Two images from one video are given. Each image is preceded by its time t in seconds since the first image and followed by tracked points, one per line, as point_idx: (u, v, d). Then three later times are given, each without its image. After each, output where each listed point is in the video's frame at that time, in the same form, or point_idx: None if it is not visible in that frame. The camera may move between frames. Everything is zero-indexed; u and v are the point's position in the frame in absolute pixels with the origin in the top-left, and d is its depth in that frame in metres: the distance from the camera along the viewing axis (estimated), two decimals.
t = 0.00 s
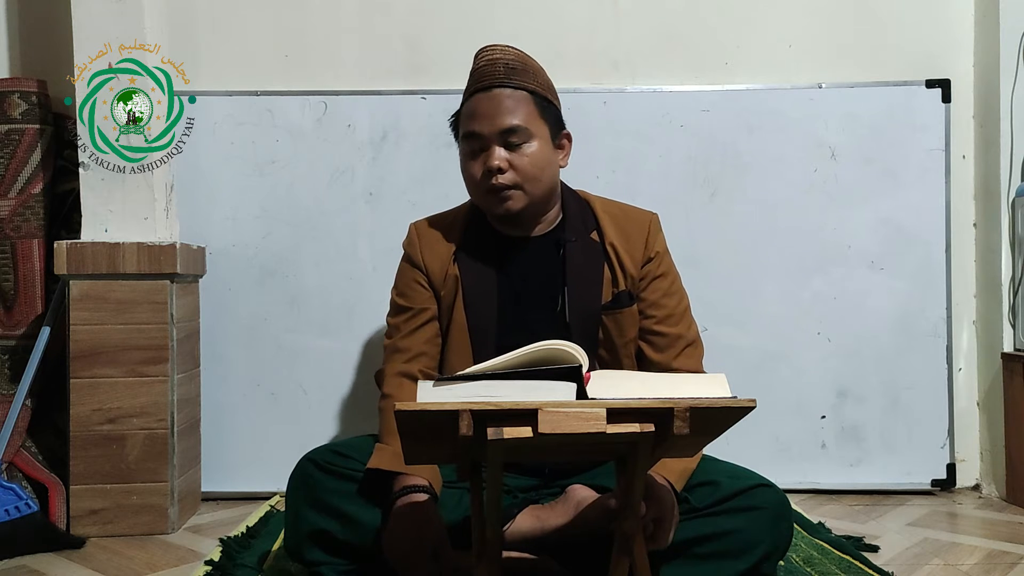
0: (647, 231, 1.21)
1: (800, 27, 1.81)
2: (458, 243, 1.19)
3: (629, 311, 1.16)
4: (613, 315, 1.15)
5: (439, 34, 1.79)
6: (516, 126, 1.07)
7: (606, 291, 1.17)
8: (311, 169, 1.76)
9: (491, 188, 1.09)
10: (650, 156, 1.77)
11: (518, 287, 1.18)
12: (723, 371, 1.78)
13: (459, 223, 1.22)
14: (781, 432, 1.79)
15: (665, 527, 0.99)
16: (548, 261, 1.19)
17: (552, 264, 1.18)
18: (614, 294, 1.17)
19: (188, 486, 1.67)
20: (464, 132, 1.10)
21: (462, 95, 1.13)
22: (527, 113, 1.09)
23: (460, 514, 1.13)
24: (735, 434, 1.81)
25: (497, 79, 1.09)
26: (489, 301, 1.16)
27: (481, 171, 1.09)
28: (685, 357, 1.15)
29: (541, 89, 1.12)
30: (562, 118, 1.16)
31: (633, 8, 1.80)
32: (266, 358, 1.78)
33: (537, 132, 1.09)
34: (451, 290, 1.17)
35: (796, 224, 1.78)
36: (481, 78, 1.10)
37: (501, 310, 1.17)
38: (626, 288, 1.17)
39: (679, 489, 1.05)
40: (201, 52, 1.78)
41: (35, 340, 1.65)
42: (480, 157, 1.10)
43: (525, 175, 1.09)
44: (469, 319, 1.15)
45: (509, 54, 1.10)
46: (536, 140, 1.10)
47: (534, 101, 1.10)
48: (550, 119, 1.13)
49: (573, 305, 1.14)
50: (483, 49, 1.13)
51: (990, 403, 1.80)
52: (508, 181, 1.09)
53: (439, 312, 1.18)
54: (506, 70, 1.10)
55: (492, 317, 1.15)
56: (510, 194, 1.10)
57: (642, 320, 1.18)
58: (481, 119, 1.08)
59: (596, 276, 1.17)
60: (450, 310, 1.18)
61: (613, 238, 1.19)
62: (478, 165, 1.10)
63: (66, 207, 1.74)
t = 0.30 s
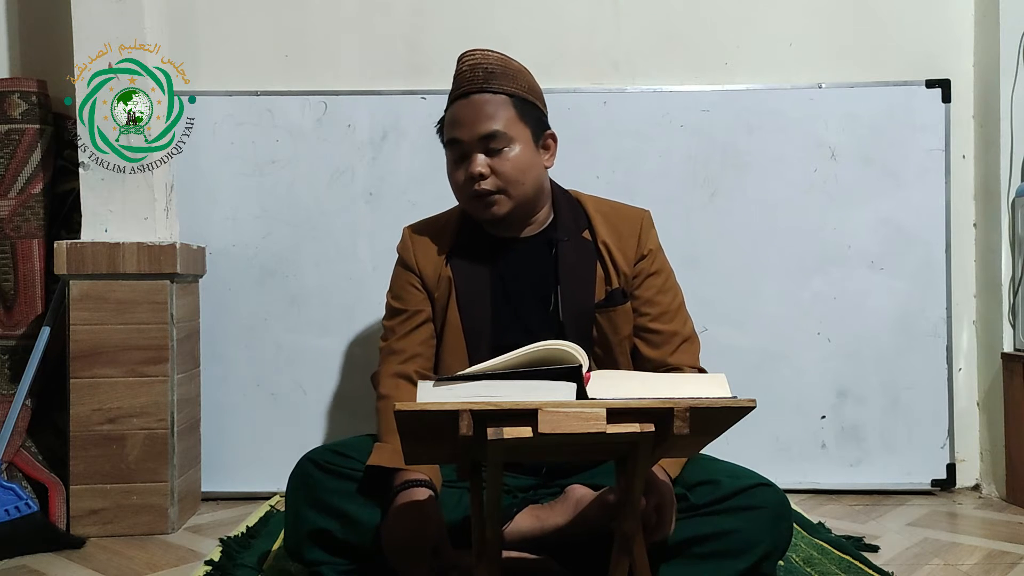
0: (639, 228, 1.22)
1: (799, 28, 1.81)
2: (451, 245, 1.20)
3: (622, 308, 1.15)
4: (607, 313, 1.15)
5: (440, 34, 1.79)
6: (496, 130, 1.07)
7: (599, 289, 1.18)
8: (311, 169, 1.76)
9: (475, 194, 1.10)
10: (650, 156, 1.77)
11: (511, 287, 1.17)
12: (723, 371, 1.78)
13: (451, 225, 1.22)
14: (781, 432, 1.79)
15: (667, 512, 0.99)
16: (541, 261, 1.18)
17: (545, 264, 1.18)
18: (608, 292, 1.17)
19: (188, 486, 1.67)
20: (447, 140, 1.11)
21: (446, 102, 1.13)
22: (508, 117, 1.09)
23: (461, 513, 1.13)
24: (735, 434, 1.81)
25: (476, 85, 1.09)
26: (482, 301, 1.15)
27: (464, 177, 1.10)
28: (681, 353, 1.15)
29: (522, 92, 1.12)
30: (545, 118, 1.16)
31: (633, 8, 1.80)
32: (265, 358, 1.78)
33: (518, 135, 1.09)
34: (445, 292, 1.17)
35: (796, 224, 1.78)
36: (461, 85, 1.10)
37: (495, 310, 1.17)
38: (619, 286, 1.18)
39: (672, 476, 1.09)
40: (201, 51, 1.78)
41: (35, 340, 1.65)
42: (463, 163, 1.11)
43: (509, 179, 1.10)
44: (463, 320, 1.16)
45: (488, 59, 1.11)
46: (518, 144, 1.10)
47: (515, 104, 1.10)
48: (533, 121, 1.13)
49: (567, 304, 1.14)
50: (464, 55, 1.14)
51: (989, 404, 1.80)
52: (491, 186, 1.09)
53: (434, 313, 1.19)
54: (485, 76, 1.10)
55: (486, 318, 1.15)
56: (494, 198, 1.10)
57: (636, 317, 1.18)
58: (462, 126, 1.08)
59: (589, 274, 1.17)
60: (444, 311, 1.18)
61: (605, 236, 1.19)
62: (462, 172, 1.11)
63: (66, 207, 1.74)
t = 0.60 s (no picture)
0: (633, 226, 1.22)
1: (800, 28, 1.81)
2: (444, 246, 1.20)
3: (618, 307, 1.15)
4: (603, 312, 1.15)
5: (440, 34, 1.79)
6: (482, 134, 1.07)
7: (594, 287, 1.18)
8: (310, 169, 1.76)
9: (464, 198, 1.10)
10: (650, 156, 1.77)
11: (507, 288, 1.17)
12: (723, 372, 1.78)
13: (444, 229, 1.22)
14: (781, 432, 1.79)
15: (666, 503, 0.99)
16: (535, 261, 1.18)
17: (539, 264, 1.18)
18: (603, 291, 1.17)
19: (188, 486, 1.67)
20: (434, 145, 1.11)
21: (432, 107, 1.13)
22: (493, 120, 1.09)
23: (461, 513, 1.13)
24: (735, 434, 1.81)
25: (461, 89, 1.09)
26: (477, 302, 1.16)
27: (452, 182, 1.10)
28: (678, 349, 1.15)
29: (507, 94, 1.12)
30: (532, 119, 1.16)
31: (633, 8, 1.80)
32: (265, 358, 1.78)
33: (504, 138, 1.09)
34: (440, 293, 1.18)
35: (796, 225, 1.78)
36: (446, 89, 1.10)
37: (490, 311, 1.16)
38: (615, 284, 1.17)
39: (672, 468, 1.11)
40: (201, 51, 1.78)
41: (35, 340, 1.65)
42: (451, 168, 1.11)
43: (497, 182, 1.10)
44: (459, 321, 1.16)
45: (472, 63, 1.10)
46: (504, 146, 1.10)
47: (500, 107, 1.10)
48: (519, 123, 1.13)
49: (562, 304, 1.14)
50: (449, 58, 1.14)
51: (989, 403, 1.80)
52: (480, 190, 1.09)
53: (430, 315, 1.19)
54: (469, 80, 1.09)
55: (482, 319, 1.15)
56: (483, 202, 1.10)
57: (632, 315, 1.18)
58: (448, 131, 1.08)
59: (584, 274, 1.16)
60: (439, 312, 1.19)
61: (599, 236, 1.19)
62: (450, 176, 1.11)
63: (66, 207, 1.74)
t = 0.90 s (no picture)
0: (636, 226, 1.22)
1: (800, 27, 1.81)
2: (446, 242, 1.20)
3: (620, 306, 1.16)
4: (604, 310, 1.16)
5: (440, 34, 1.79)
6: (493, 127, 1.07)
7: (597, 286, 1.18)
8: (310, 169, 1.76)
9: (472, 191, 1.10)
10: (650, 156, 1.77)
11: (508, 285, 1.17)
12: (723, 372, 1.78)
13: (446, 225, 1.22)
14: (782, 432, 1.79)
15: (667, 507, 0.99)
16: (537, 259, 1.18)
17: (541, 262, 1.18)
18: (605, 289, 1.17)
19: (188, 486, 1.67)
20: (443, 138, 1.11)
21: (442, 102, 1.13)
22: (504, 114, 1.09)
23: (461, 514, 1.13)
24: (735, 434, 1.81)
25: (472, 83, 1.09)
26: (478, 298, 1.15)
27: (460, 175, 1.10)
28: (681, 349, 1.15)
29: (517, 90, 1.12)
30: (541, 117, 1.16)
31: (633, 8, 1.80)
32: (265, 358, 1.78)
33: (514, 132, 1.09)
34: (440, 289, 1.18)
35: (796, 225, 1.78)
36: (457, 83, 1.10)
37: (491, 308, 1.17)
38: (617, 283, 1.17)
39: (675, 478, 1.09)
40: (201, 51, 1.78)
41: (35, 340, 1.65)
42: (459, 161, 1.10)
43: (506, 175, 1.09)
44: (459, 318, 1.16)
45: (483, 58, 1.11)
46: (514, 141, 1.10)
47: (511, 102, 1.10)
48: (529, 119, 1.13)
49: (563, 302, 1.14)
50: (460, 54, 1.14)
51: (989, 403, 1.80)
52: (488, 183, 1.09)
53: (430, 311, 1.19)
54: (480, 74, 1.10)
55: (482, 315, 1.15)
56: (491, 195, 1.10)
57: (635, 315, 1.18)
58: (459, 124, 1.08)
59: (586, 272, 1.16)
60: (440, 308, 1.19)
61: (603, 234, 1.19)
62: (458, 169, 1.10)
63: (66, 207, 1.74)
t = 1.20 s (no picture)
0: (646, 230, 1.21)
1: (800, 28, 1.81)
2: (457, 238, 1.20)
3: (628, 309, 1.16)
4: (612, 312, 1.16)
5: (439, 34, 1.79)
6: (523, 121, 1.08)
7: (606, 288, 1.18)
8: (311, 169, 1.76)
9: (496, 184, 1.09)
10: (649, 156, 1.77)
11: (516, 285, 1.17)
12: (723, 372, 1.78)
13: (456, 222, 1.22)
14: (782, 432, 1.79)
15: (666, 516, 0.99)
16: (547, 259, 1.18)
17: (551, 262, 1.18)
18: (614, 292, 1.17)
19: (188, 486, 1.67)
20: (468, 129, 1.10)
21: (467, 93, 1.13)
22: (533, 109, 1.09)
23: (460, 514, 1.13)
24: (735, 434, 1.81)
25: (502, 77, 1.09)
26: (486, 297, 1.15)
27: (485, 167, 1.09)
28: (687, 356, 1.15)
29: (544, 88, 1.13)
30: (564, 117, 1.17)
31: (633, 7, 1.80)
32: (265, 358, 1.78)
33: (541, 128, 1.10)
34: (449, 286, 1.17)
35: (796, 225, 1.78)
36: (486, 75, 1.10)
37: (498, 307, 1.17)
38: (626, 286, 1.17)
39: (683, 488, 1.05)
40: (201, 51, 1.78)
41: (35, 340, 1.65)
42: (485, 153, 1.10)
43: (531, 170, 1.10)
44: (467, 317, 1.16)
45: (513, 53, 1.11)
46: (540, 137, 1.10)
47: (539, 98, 1.11)
48: (554, 117, 1.14)
49: (572, 303, 1.14)
50: (487, 48, 1.14)
51: (990, 403, 1.80)
52: (513, 177, 1.08)
53: (438, 308, 1.19)
54: (511, 68, 1.10)
55: (489, 314, 1.15)
56: (514, 189, 1.09)
57: (643, 318, 1.18)
58: (487, 115, 1.08)
59: (596, 274, 1.16)
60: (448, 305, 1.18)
61: (613, 237, 1.19)
62: (483, 161, 1.10)
63: (66, 207, 1.74)
